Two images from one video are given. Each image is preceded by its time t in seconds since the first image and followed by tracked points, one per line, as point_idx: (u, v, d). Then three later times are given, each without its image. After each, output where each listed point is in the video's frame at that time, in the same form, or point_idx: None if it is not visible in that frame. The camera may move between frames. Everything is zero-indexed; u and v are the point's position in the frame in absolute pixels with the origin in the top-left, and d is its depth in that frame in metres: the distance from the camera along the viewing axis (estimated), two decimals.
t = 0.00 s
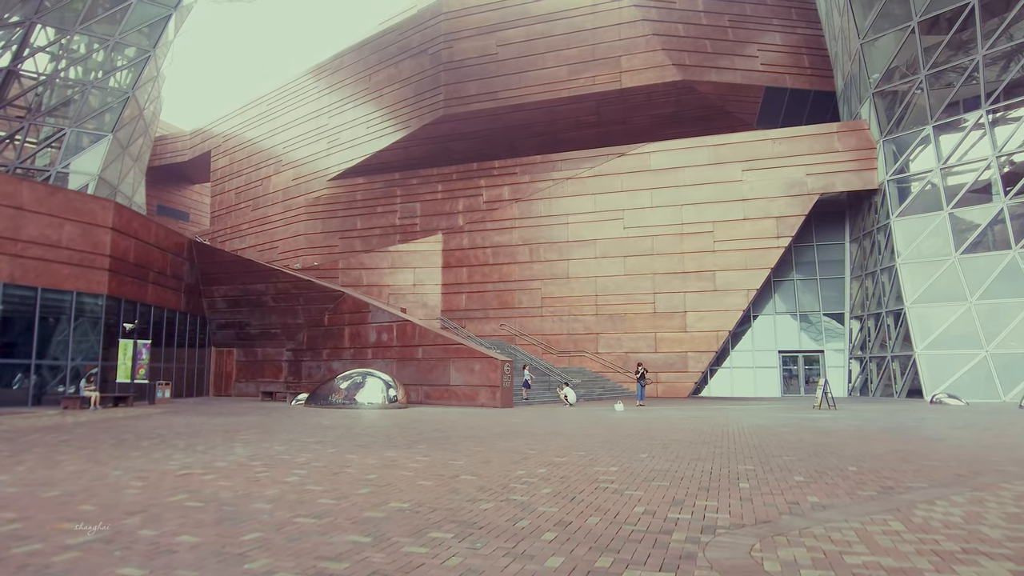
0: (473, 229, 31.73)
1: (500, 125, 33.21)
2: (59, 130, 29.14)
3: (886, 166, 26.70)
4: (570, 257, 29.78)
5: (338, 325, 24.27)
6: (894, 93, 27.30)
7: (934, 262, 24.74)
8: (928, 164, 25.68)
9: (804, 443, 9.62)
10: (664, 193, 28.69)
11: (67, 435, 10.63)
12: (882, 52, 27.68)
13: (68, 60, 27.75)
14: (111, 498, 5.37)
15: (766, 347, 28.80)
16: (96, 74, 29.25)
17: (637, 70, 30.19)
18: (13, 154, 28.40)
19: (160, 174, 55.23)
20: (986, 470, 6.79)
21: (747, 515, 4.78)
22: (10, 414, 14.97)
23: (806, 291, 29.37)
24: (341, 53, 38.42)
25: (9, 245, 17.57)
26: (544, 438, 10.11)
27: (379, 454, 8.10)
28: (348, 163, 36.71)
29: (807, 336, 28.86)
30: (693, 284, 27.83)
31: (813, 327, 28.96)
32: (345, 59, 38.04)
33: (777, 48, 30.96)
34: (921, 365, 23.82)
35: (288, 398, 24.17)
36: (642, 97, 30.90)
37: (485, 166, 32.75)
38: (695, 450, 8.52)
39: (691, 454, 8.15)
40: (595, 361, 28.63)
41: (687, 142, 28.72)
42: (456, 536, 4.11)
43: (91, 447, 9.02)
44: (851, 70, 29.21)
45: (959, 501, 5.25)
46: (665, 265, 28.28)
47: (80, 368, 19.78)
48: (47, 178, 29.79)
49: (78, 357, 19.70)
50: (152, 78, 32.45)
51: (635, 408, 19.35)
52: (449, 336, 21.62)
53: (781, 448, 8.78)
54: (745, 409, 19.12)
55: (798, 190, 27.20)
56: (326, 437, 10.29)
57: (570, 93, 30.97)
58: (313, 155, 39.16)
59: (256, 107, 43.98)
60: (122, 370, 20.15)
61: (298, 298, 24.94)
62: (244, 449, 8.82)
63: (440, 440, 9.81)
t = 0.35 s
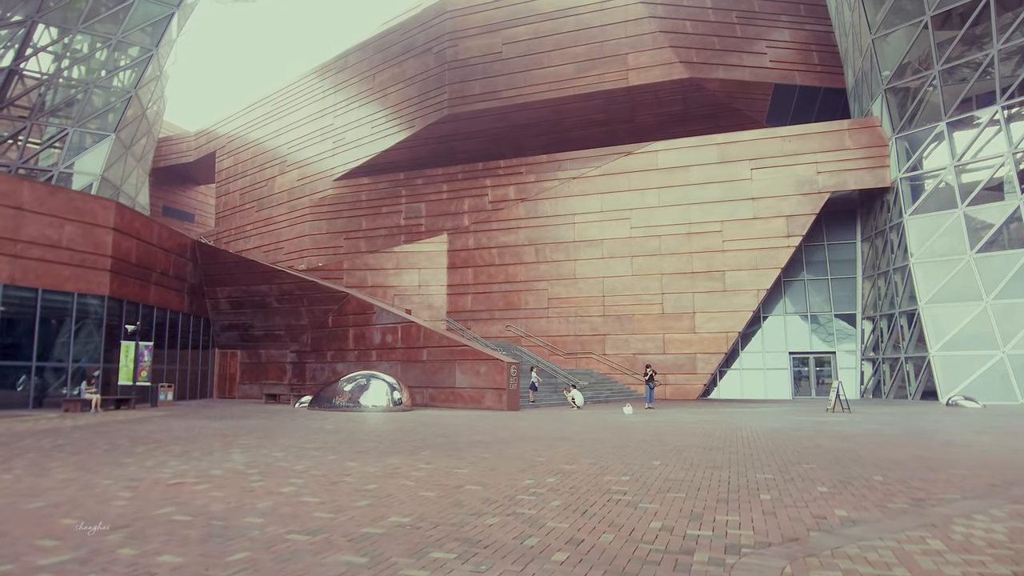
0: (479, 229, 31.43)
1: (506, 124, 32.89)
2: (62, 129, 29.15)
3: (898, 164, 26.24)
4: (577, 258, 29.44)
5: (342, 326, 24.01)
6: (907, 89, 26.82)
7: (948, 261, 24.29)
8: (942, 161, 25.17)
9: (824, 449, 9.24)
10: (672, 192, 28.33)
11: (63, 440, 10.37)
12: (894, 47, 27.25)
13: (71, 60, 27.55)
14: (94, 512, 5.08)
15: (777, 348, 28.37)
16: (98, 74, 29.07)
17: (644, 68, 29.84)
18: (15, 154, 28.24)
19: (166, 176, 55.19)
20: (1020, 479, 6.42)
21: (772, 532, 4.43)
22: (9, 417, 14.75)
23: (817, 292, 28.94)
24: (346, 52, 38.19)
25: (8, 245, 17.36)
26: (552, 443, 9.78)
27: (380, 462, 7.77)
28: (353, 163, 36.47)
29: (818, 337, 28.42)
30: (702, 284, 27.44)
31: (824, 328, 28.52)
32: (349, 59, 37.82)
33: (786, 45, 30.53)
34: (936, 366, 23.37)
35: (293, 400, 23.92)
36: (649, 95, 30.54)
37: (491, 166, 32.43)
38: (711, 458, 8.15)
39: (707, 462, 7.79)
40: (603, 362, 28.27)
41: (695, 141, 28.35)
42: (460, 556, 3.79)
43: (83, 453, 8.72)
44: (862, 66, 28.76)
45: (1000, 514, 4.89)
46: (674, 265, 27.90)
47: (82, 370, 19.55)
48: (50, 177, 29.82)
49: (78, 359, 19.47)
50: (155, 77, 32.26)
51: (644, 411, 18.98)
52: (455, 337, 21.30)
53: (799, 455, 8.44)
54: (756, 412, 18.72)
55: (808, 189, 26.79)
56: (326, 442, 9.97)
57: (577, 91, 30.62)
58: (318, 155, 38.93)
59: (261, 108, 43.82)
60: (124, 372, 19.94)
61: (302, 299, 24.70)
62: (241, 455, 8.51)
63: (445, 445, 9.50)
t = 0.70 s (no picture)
0: (490, 232, 31.19)
1: (518, 127, 32.66)
2: (74, 134, 29.26)
3: (917, 163, 25.71)
4: (589, 260, 29.10)
5: (352, 330, 23.80)
6: (924, 89, 26.37)
7: (970, 262, 23.74)
8: (961, 160, 24.64)
9: (850, 454, 8.86)
10: (686, 194, 27.96)
11: (67, 444, 10.17)
12: (912, 45, 26.77)
13: (82, 66, 27.59)
14: (85, 520, 4.82)
15: (793, 351, 27.88)
16: (109, 80, 29.03)
17: (656, 69, 29.53)
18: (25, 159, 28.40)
19: (178, 182, 55.40)
20: None
21: (808, 546, 4.09)
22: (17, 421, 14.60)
23: (834, 294, 28.43)
24: (357, 56, 38.12)
25: (18, 248, 17.24)
26: (566, 449, 9.46)
27: (388, 468, 7.47)
28: (364, 167, 36.36)
29: (836, 340, 27.89)
30: (717, 287, 27.01)
31: (842, 331, 27.99)
32: (360, 63, 37.77)
33: (800, 45, 30.12)
34: (959, 370, 22.79)
35: (303, 404, 23.71)
36: (662, 96, 30.22)
37: (502, 169, 32.15)
38: (732, 464, 7.80)
39: (728, 469, 7.44)
40: (616, 366, 27.88)
41: (708, 142, 27.97)
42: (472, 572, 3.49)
43: (85, 457, 8.50)
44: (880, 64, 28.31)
45: None
46: (688, 267, 27.50)
47: (90, 375, 19.44)
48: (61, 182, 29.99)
49: (87, 363, 19.37)
50: (166, 81, 32.21)
51: (659, 416, 18.60)
52: (466, 341, 21.03)
53: (825, 461, 8.07)
54: (773, 417, 18.27)
55: (825, 189, 26.33)
56: (333, 448, 9.70)
57: (589, 93, 30.35)
58: (329, 159, 38.85)
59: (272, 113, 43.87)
60: (133, 377, 19.83)
61: (312, 303, 24.53)
62: (245, 461, 8.25)
63: (456, 450, 9.21)
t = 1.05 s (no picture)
0: (494, 235, 30.92)
1: (521, 129, 32.39)
2: (74, 137, 28.96)
3: (926, 164, 25.36)
4: (593, 263, 28.79)
5: (354, 334, 23.53)
6: (932, 89, 26.02)
7: (981, 265, 23.37)
8: (971, 161, 24.34)
9: (867, 463, 8.52)
10: (691, 196, 27.65)
11: (58, 451, 9.89)
12: (921, 44, 26.44)
13: (83, 68, 27.50)
14: (61, 537, 4.52)
15: (801, 355, 27.51)
16: (110, 82, 28.84)
17: (661, 70, 29.24)
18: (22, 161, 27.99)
19: (181, 185, 55.26)
20: None
21: (837, 566, 3.78)
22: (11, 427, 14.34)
23: (841, 297, 28.07)
24: (359, 59, 37.93)
25: (15, 251, 17.00)
26: (572, 456, 9.14)
27: (387, 478, 7.16)
28: (366, 170, 36.11)
29: (843, 344, 27.52)
30: (723, 290, 26.66)
31: (849, 335, 27.62)
32: (363, 65, 37.58)
33: (806, 46, 29.81)
34: (970, 375, 22.41)
35: (304, 409, 23.43)
36: (666, 97, 29.92)
37: (505, 171, 31.87)
38: (745, 473, 7.47)
39: (742, 479, 7.11)
40: (621, 370, 27.55)
41: (714, 143, 27.67)
42: None
43: (74, 466, 8.23)
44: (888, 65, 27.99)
45: None
46: (693, 270, 27.17)
47: (88, 379, 19.18)
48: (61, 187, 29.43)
49: (86, 367, 19.16)
50: (167, 83, 32.01)
51: (665, 421, 18.28)
52: (468, 345, 20.73)
53: (844, 470, 7.74)
54: (782, 422, 17.94)
55: (832, 191, 25.99)
56: (331, 455, 9.39)
57: (592, 94, 30.09)
58: (331, 162, 38.63)
59: (274, 116, 43.70)
60: (131, 381, 19.57)
61: (313, 306, 24.27)
62: (239, 469, 7.96)
63: (457, 458, 8.89)
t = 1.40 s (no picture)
0: (496, 237, 30.60)
1: (523, 131, 32.11)
2: (74, 139, 28.80)
3: (934, 165, 24.98)
4: (597, 266, 28.47)
5: (355, 337, 23.25)
6: (940, 89, 25.62)
7: (992, 266, 22.99)
8: (981, 160, 23.98)
9: (886, 468, 8.18)
10: (696, 197, 27.32)
11: (48, 456, 9.60)
12: (928, 43, 26.07)
13: (83, 69, 27.41)
14: (32, 549, 4.22)
15: (808, 358, 27.13)
16: (110, 84, 28.68)
17: (665, 70, 28.95)
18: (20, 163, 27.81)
19: (183, 189, 55.10)
20: None
21: None
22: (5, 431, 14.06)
23: (849, 300, 27.68)
24: (362, 61, 37.72)
25: (10, 252, 16.76)
26: (578, 461, 8.81)
27: (385, 484, 6.83)
28: (368, 172, 35.84)
29: (852, 347, 27.13)
30: (729, 292, 26.31)
31: (857, 337, 27.23)
32: (365, 68, 37.38)
33: (812, 45, 29.49)
34: (982, 377, 22.01)
35: (304, 413, 23.13)
36: (671, 98, 29.60)
37: (508, 173, 31.89)
38: (761, 480, 7.13)
39: (757, 485, 6.76)
40: (625, 374, 27.19)
41: (719, 144, 27.35)
42: None
43: (62, 471, 7.93)
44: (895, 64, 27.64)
45: None
46: (698, 272, 26.83)
47: (86, 383, 18.90)
48: (59, 188, 29.17)
49: (84, 371, 18.88)
50: (168, 84, 31.74)
51: (672, 425, 17.92)
52: (471, 348, 20.40)
53: (865, 476, 7.39)
54: (790, 426, 17.57)
55: (839, 192, 25.65)
56: (329, 460, 9.07)
57: (596, 95, 29.81)
58: (333, 165, 38.38)
59: (276, 119, 43.50)
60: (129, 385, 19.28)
61: (314, 309, 23.93)
62: (231, 475, 7.63)
63: (459, 464, 8.57)
